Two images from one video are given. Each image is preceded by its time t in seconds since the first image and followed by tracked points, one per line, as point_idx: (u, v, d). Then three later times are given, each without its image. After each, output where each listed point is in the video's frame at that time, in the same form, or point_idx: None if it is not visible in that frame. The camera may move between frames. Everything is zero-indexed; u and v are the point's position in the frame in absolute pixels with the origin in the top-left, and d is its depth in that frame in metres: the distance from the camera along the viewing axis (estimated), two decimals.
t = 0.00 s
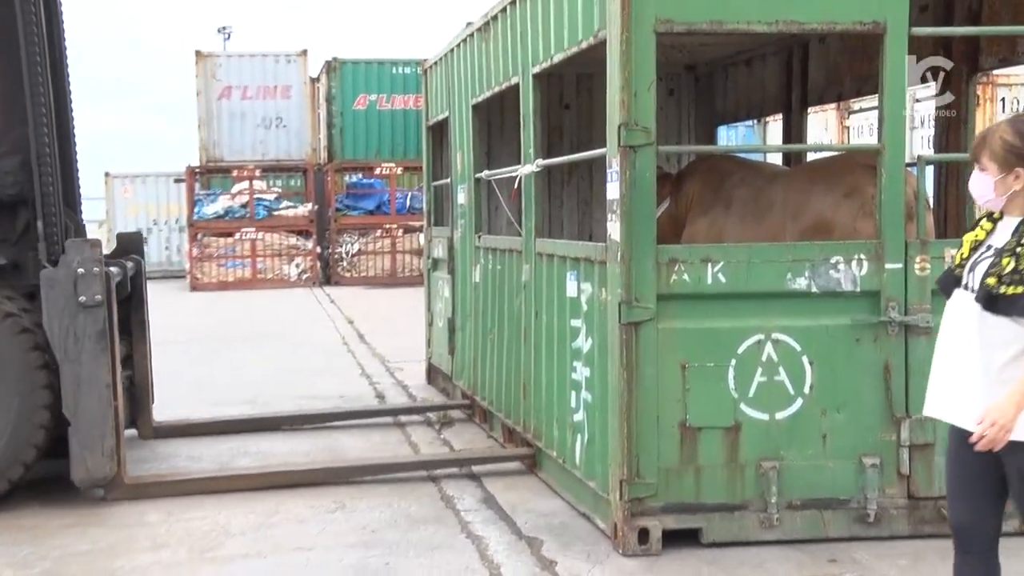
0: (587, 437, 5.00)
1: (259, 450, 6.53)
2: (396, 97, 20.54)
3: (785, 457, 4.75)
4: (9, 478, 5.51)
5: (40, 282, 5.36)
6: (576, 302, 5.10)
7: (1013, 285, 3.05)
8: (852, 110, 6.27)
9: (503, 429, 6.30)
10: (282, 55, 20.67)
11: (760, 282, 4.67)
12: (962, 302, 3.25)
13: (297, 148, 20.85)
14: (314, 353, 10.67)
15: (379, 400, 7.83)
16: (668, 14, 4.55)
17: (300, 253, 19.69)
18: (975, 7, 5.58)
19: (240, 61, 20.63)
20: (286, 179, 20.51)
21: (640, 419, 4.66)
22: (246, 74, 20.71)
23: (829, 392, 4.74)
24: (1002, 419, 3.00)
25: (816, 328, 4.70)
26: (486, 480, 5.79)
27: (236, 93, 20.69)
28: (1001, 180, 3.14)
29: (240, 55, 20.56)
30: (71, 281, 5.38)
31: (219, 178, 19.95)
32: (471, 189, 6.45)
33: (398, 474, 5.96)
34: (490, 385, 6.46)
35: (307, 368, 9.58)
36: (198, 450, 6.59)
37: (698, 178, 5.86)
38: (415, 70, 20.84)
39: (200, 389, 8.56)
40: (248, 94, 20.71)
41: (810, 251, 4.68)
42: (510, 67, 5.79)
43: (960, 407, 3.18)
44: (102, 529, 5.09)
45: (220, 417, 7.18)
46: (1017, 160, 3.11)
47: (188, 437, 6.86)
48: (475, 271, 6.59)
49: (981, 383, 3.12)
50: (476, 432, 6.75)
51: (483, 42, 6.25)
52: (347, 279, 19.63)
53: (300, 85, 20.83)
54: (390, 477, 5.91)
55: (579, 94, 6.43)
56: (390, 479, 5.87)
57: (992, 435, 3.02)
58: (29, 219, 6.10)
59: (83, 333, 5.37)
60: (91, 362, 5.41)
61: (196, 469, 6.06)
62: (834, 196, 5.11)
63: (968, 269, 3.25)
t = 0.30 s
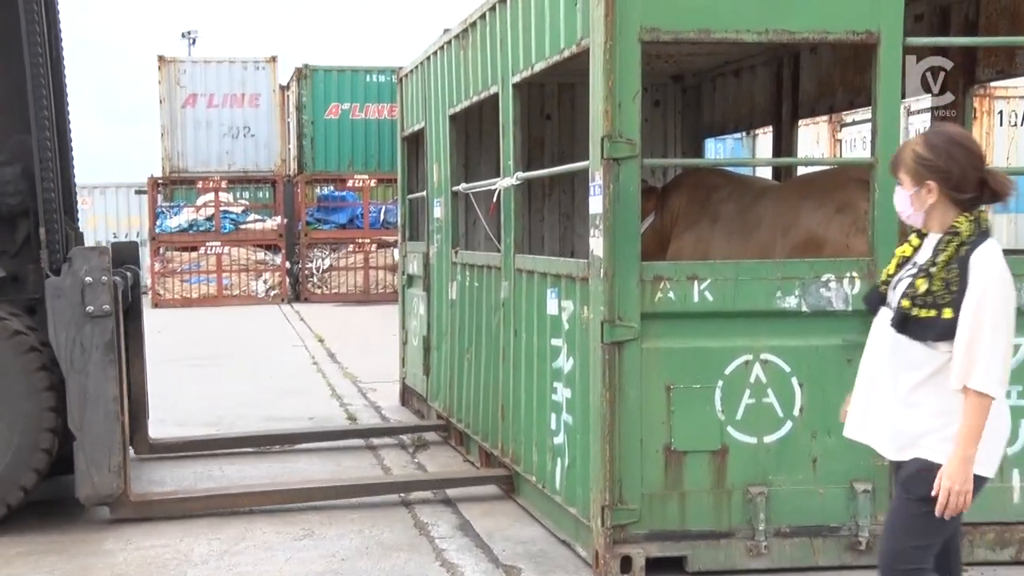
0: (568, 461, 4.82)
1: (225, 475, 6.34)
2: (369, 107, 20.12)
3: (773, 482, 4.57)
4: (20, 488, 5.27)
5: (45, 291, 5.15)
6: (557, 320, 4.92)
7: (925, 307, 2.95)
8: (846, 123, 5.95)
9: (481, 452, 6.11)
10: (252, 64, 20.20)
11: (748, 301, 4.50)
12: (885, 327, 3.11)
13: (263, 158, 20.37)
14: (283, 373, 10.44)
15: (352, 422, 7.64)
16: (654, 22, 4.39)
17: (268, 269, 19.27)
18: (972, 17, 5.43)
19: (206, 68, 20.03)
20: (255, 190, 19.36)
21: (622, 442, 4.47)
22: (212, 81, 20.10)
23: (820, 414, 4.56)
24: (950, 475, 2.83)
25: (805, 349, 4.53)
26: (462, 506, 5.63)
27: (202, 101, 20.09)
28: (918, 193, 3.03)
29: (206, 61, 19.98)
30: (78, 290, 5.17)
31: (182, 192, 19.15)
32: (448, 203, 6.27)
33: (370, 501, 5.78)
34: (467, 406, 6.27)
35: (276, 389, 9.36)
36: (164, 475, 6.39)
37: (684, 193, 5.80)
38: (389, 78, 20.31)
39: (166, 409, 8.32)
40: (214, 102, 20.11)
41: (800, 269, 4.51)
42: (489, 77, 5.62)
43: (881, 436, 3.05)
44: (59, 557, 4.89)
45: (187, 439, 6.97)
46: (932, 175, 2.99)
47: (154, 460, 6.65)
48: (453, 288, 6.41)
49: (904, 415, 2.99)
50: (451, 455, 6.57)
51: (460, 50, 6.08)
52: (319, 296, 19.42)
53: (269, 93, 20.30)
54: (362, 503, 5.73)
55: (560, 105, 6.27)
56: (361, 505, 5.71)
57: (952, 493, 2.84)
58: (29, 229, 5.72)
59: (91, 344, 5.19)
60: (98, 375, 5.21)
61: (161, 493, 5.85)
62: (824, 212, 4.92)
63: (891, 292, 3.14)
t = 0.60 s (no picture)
0: (550, 454, 4.83)
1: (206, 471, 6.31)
2: (352, 99, 20.08)
3: (754, 475, 4.60)
4: (60, 472, 5.26)
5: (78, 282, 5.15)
6: (539, 314, 4.93)
7: (819, 317, 2.84)
8: (827, 117, 6.12)
9: (463, 446, 6.12)
10: (233, 56, 20.11)
11: (728, 295, 4.52)
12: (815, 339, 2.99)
13: (245, 151, 20.23)
14: (264, 367, 10.40)
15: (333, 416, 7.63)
16: (636, 16, 4.39)
17: (250, 262, 19.20)
18: (951, 12, 5.46)
19: (187, 61, 19.93)
20: (236, 184, 19.22)
21: (603, 435, 4.48)
22: (194, 73, 20.00)
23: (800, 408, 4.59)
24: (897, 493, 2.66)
25: (786, 342, 4.56)
26: (444, 499, 5.64)
27: (182, 94, 19.99)
28: (814, 196, 2.92)
29: (187, 54, 19.88)
30: (111, 281, 5.17)
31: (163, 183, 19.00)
32: (431, 197, 6.26)
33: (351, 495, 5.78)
34: (449, 401, 6.27)
35: (257, 383, 9.33)
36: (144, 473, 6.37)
37: (665, 187, 5.84)
38: (372, 71, 20.26)
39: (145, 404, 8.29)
40: (196, 95, 20.00)
41: (781, 263, 4.54)
42: (471, 70, 5.61)
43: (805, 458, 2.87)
44: (39, 551, 4.87)
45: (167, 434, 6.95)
46: (821, 178, 2.86)
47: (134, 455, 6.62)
48: (435, 282, 6.41)
49: (821, 432, 2.82)
50: (433, 449, 6.57)
51: (443, 43, 6.07)
52: (301, 289, 19.27)
53: (251, 86, 20.21)
54: (344, 497, 5.72)
55: (543, 99, 6.28)
56: (341, 499, 5.70)
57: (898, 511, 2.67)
58: (59, 222, 5.79)
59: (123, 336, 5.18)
60: (130, 365, 5.20)
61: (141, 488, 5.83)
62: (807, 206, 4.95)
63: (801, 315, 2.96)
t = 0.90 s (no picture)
0: (541, 454, 4.83)
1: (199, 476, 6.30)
2: (344, 99, 20.08)
3: (745, 474, 4.60)
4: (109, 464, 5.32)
5: (123, 281, 5.21)
6: (530, 315, 4.93)
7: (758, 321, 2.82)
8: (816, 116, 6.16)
9: (454, 447, 6.11)
10: (224, 57, 20.09)
11: (719, 294, 4.53)
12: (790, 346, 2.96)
13: (236, 151, 20.20)
14: (256, 368, 10.39)
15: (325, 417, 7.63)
16: (624, 16, 4.39)
17: (242, 262, 19.18)
18: (939, 11, 5.47)
19: (178, 61, 19.91)
20: (227, 184, 19.21)
21: (594, 435, 4.49)
22: (185, 74, 19.97)
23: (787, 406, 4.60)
24: (760, 482, 2.63)
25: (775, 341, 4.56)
26: (435, 500, 5.63)
27: (173, 94, 19.94)
28: (741, 199, 2.89)
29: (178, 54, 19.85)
30: (153, 281, 5.24)
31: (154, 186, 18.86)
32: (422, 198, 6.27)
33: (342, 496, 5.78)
34: (440, 401, 6.27)
35: (248, 384, 9.32)
36: (137, 476, 6.37)
37: (656, 185, 5.85)
38: (363, 71, 20.24)
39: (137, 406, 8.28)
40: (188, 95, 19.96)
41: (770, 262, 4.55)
42: (461, 71, 5.61)
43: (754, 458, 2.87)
44: (29, 554, 4.85)
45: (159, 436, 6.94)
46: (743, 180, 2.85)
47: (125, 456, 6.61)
48: (425, 282, 6.41)
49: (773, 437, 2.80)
50: (425, 449, 6.56)
51: (433, 43, 6.07)
52: (292, 291, 19.24)
53: (242, 86, 20.18)
54: (335, 498, 5.71)
55: (535, 98, 6.28)
56: (333, 500, 5.70)
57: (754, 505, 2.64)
58: (98, 223, 5.79)
59: (166, 335, 5.24)
60: (172, 364, 5.27)
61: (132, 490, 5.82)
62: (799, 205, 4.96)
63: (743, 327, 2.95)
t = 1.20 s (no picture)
0: (524, 453, 4.83)
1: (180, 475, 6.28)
2: (327, 99, 20.04)
3: (726, 473, 4.61)
4: (141, 459, 5.36)
5: (155, 279, 5.22)
6: (512, 314, 4.93)
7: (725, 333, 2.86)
8: (799, 116, 6.20)
9: (437, 446, 6.11)
10: (207, 56, 20.02)
11: (700, 292, 4.55)
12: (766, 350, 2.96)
13: (219, 151, 20.14)
14: (237, 368, 10.35)
15: (307, 416, 7.61)
16: (606, 16, 4.40)
17: (225, 262, 19.11)
18: (920, 11, 5.53)
19: (160, 60, 19.83)
20: (210, 184, 19.22)
21: (576, 434, 4.49)
22: (167, 73, 19.90)
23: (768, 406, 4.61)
24: (772, 504, 2.68)
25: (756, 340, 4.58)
26: (417, 500, 5.63)
27: (155, 93, 19.86)
28: (701, 203, 2.91)
29: (160, 54, 19.77)
30: (186, 279, 5.27)
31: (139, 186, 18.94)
32: (405, 198, 6.26)
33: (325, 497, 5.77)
34: (423, 401, 6.26)
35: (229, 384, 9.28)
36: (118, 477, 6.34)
37: (640, 185, 5.88)
38: (347, 71, 20.21)
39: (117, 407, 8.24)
40: (170, 94, 19.89)
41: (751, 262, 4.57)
42: (444, 70, 5.61)
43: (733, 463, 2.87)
44: (8, 556, 4.82)
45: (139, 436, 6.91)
46: (702, 187, 2.85)
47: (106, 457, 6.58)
48: (408, 282, 6.41)
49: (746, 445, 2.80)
50: (407, 449, 6.55)
51: (415, 42, 6.07)
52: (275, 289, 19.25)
53: (225, 86, 20.12)
54: (317, 498, 5.69)
55: (517, 97, 6.29)
56: (315, 500, 5.68)
57: (776, 522, 2.69)
58: (128, 221, 5.87)
59: (199, 333, 5.28)
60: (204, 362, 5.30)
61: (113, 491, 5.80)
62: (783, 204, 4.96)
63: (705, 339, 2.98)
